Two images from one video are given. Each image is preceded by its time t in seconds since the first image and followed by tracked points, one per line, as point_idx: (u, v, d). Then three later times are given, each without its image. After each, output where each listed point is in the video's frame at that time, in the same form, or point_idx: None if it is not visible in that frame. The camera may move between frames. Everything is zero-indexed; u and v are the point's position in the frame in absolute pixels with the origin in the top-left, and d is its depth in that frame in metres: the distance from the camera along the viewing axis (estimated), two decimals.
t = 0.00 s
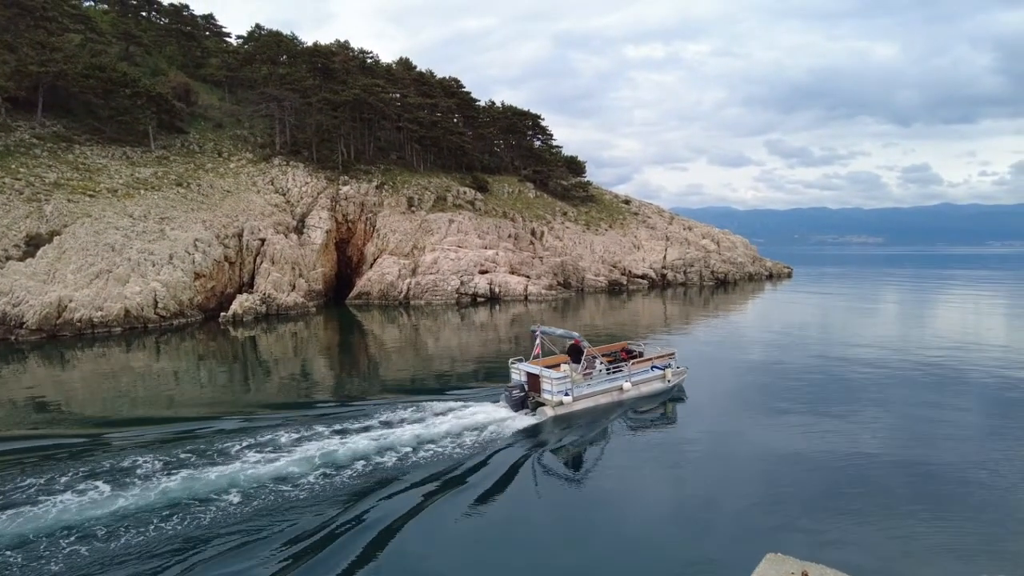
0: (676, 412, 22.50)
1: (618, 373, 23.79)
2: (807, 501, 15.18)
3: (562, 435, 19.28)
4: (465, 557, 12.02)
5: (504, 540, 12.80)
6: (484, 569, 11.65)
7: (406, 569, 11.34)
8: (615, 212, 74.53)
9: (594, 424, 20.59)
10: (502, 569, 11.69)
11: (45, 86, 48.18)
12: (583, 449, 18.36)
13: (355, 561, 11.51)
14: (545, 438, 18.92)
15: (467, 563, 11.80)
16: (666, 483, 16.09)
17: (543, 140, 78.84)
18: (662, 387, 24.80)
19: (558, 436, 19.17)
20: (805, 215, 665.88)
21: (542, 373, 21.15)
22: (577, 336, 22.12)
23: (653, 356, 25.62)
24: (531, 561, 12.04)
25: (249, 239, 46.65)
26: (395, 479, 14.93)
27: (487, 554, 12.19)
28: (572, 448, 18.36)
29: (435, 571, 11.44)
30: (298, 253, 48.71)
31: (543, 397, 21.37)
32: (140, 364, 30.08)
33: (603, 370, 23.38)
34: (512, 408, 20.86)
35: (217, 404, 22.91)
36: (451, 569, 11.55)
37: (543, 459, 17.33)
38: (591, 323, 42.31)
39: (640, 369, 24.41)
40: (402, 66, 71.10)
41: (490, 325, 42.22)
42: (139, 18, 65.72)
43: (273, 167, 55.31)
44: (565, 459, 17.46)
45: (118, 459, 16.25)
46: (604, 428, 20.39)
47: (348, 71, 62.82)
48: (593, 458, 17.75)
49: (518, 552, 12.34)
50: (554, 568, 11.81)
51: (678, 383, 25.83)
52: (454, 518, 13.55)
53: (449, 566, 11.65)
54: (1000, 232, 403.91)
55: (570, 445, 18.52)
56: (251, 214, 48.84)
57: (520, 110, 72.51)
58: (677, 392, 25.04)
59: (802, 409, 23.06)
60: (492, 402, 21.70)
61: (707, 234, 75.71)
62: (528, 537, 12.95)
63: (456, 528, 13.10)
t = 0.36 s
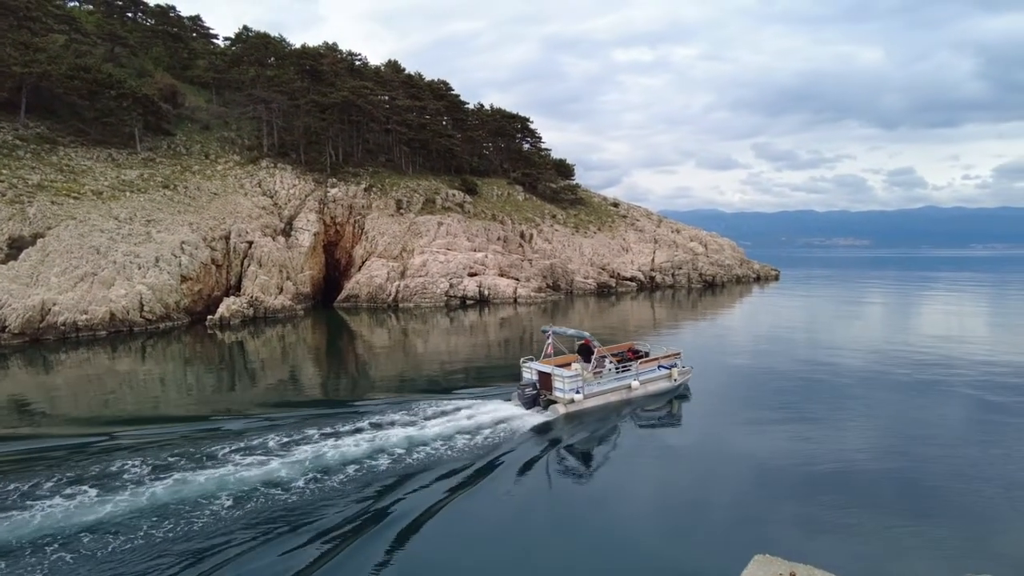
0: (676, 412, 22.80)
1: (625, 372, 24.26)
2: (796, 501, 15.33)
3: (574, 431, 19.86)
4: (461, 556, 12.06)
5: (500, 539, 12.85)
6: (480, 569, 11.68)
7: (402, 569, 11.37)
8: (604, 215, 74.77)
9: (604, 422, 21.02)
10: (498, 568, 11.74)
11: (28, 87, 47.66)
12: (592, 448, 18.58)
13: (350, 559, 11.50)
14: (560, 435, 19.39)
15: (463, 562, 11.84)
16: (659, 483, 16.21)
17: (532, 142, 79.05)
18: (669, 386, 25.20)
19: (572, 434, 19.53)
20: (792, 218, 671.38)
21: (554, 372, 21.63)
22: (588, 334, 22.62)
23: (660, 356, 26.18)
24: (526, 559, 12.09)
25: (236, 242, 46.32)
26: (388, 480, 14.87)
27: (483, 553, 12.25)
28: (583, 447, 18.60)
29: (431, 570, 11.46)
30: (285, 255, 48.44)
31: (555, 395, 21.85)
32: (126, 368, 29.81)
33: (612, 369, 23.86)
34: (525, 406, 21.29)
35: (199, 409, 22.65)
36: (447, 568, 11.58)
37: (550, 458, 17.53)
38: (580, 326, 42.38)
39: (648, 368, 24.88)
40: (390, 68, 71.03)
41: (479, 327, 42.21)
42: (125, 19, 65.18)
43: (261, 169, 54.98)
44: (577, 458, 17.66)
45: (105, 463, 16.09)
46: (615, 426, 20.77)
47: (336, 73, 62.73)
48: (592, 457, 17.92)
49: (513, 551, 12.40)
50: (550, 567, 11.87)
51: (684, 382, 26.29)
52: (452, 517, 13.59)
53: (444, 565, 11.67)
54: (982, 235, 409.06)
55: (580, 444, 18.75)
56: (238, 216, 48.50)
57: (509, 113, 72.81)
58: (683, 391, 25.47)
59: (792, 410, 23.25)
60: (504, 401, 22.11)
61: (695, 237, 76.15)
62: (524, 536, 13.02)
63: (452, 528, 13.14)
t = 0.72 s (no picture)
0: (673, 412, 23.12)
1: (634, 371, 24.88)
2: (786, 501, 15.41)
3: (585, 427, 20.53)
4: (458, 556, 12.10)
5: (495, 539, 12.91)
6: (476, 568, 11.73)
7: (399, 570, 11.41)
8: (594, 217, 75.02)
9: (615, 420, 21.67)
10: (495, 567, 11.80)
11: (11, 87, 47.13)
12: (597, 448, 18.91)
13: (342, 563, 11.45)
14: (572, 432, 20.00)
15: (460, 562, 11.89)
16: (651, 484, 16.33)
17: (522, 145, 79.25)
18: (675, 384, 25.84)
19: (583, 432, 20.08)
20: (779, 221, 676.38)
21: (565, 370, 22.14)
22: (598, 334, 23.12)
23: (666, 356, 26.83)
24: (522, 559, 12.17)
25: (225, 244, 45.98)
26: (381, 482, 14.85)
27: (479, 552, 12.30)
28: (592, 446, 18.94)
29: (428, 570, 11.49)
30: (274, 258, 48.15)
31: (566, 393, 22.37)
32: (112, 372, 29.51)
33: (621, 368, 24.48)
34: (537, 403, 21.78)
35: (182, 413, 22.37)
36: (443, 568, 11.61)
37: (551, 457, 17.81)
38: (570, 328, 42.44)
39: (655, 367, 25.51)
40: (379, 70, 70.93)
41: (469, 330, 42.17)
42: (112, 19, 64.62)
43: (249, 171, 54.67)
44: (589, 456, 18.11)
45: (92, 467, 15.88)
46: (625, 424, 21.38)
47: (325, 75, 62.60)
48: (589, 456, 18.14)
49: (509, 551, 12.48)
50: (546, 567, 11.94)
51: (690, 381, 26.90)
52: (445, 518, 13.62)
53: (441, 565, 11.69)
54: (966, 238, 413.84)
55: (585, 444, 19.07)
56: (226, 218, 48.21)
57: (499, 116, 73.24)
58: (689, 390, 26.09)
59: (782, 411, 23.40)
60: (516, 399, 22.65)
61: (684, 239, 76.61)
62: (520, 536, 13.11)
63: (448, 529, 13.20)
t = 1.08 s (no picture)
0: (669, 412, 23.47)
1: (642, 369, 25.71)
2: (776, 501, 15.53)
3: (594, 425, 21.14)
4: (454, 556, 12.13)
5: (490, 539, 12.94)
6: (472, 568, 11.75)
7: (392, 571, 11.40)
8: (584, 219, 75.23)
9: (624, 416, 22.41)
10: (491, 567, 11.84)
11: None
12: (593, 447, 19.08)
13: (333, 565, 11.40)
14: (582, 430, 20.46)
15: (456, 562, 11.92)
16: (642, 483, 16.44)
17: (512, 147, 79.43)
18: (681, 382, 26.65)
19: (592, 430, 20.58)
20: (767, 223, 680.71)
21: (575, 369, 22.89)
22: (606, 334, 23.76)
23: (671, 354, 27.62)
24: (517, 559, 12.22)
25: (212, 246, 45.66)
26: (374, 484, 14.83)
27: (475, 554, 12.33)
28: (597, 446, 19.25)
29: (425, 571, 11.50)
30: (262, 259, 47.90)
31: (576, 391, 23.15)
32: (99, 375, 29.26)
33: (629, 366, 25.34)
34: (548, 401, 22.53)
35: (166, 415, 22.20)
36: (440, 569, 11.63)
37: (543, 457, 17.84)
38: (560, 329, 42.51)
39: (661, 365, 26.34)
40: (369, 71, 70.80)
41: (459, 332, 42.13)
42: (98, 19, 64.08)
43: (238, 172, 54.37)
44: (598, 453, 18.53)
45: (80, 470, 15.74)
46: (634, 422, 21.96)
47: (314, 76, 62.40)
48: (585, 455, 18.36)
49: (504, 551, 12.52)
50: (541, 567, 12.01)
51: (695, 379, 27.66)
52: (437, 519, 13.61)
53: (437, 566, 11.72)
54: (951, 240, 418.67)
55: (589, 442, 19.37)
56: (214, 220, 47.92)
57: (489, 117, 73.64)
58: (694, 387, 26.88)
59: (772, 411, 23.58)
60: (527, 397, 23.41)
61: (673, 241, 77.04)
62: (514, 536, 13.16)
63: (441, 530, 13.20)
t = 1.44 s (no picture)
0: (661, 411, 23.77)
1: (646, 368, 26.58)
2: (762, 501, 15.67)
3: (603, 421, 21.67)
4: (447, 556, 12.14)
5: (484, 540, 12.94)
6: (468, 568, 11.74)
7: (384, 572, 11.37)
8: (572, 221, 75.42)
9: (630, 413, 23.00)
10: (485, 567, 11.83)
11: None
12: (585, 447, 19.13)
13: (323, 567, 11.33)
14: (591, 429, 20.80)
15: (448, 562, 11.91)
16: (632, 483, 16.50)
17: (501, 149, 79.53)
18: (683, 380, 27.54)
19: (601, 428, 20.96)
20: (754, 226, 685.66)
21: (583, 368, 23.55)
22: (612, 334, 24.44)
23: (675, 352, 28.36)
24: (509, 558, 12.23)
25: (199, 248, 45.32)
26: (364, 486, 14.76)
27: (467, 554, 12.30)
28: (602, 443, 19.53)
29: (417, 571, 11.47)
30: (249, 261, 47.58)
31: (584, 389, 23.80)
32: (83, 379, 28.91)
33: (634, 365, 26.19)
34: (557, 399, 23.17)
35: (152, 417, 22.05)
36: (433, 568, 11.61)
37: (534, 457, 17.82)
38: (549, 331, 42.53)
39: (665, 363, 27.20)
40: (357, 73, 70.62)
41: (448, 334, 42.08)
42: (82, 18, 63.45)
43: (225, 174, 53.99)
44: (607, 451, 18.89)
45: (67, 474, 15.57)
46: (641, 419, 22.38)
47: (302, 77, 62.13)
48: (577, 454, 18.39)
49: (497, 551, 12.52)
50: (533, 566, 12.03)
51: (698, 378, 28.38)
52: (427, 519, 13.57)
53: (429, 565, 11.72)
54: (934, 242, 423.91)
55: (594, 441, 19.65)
56: (201, 222, 47.55)
57: (477, 119, 73.95)
58: (697, 385, 27.62)
59: (759, 412, 23.84)
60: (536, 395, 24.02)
61: (661, 243, 77.45)
62: (505, 537, 13.14)
63: (433, 530, 13.18)
